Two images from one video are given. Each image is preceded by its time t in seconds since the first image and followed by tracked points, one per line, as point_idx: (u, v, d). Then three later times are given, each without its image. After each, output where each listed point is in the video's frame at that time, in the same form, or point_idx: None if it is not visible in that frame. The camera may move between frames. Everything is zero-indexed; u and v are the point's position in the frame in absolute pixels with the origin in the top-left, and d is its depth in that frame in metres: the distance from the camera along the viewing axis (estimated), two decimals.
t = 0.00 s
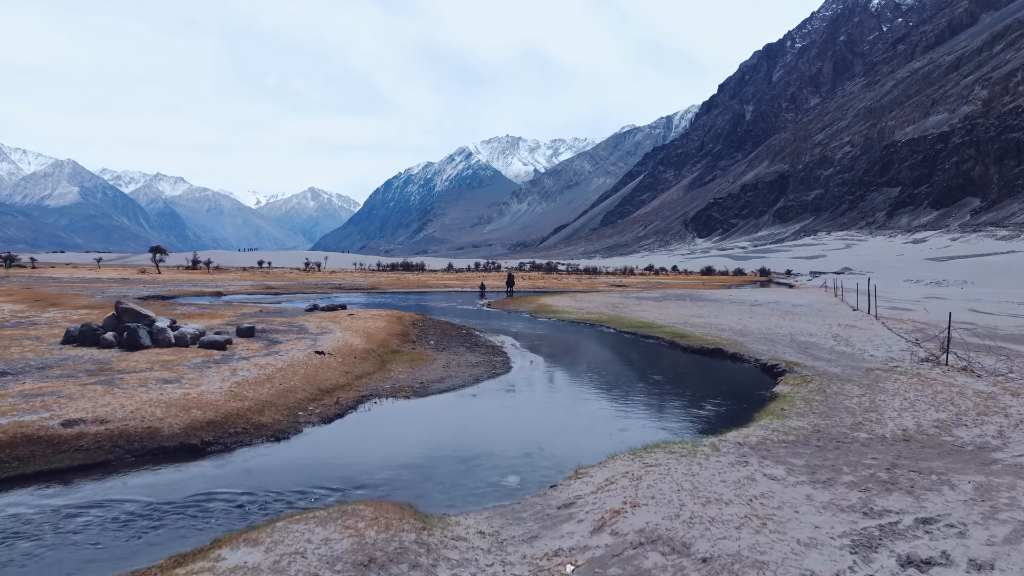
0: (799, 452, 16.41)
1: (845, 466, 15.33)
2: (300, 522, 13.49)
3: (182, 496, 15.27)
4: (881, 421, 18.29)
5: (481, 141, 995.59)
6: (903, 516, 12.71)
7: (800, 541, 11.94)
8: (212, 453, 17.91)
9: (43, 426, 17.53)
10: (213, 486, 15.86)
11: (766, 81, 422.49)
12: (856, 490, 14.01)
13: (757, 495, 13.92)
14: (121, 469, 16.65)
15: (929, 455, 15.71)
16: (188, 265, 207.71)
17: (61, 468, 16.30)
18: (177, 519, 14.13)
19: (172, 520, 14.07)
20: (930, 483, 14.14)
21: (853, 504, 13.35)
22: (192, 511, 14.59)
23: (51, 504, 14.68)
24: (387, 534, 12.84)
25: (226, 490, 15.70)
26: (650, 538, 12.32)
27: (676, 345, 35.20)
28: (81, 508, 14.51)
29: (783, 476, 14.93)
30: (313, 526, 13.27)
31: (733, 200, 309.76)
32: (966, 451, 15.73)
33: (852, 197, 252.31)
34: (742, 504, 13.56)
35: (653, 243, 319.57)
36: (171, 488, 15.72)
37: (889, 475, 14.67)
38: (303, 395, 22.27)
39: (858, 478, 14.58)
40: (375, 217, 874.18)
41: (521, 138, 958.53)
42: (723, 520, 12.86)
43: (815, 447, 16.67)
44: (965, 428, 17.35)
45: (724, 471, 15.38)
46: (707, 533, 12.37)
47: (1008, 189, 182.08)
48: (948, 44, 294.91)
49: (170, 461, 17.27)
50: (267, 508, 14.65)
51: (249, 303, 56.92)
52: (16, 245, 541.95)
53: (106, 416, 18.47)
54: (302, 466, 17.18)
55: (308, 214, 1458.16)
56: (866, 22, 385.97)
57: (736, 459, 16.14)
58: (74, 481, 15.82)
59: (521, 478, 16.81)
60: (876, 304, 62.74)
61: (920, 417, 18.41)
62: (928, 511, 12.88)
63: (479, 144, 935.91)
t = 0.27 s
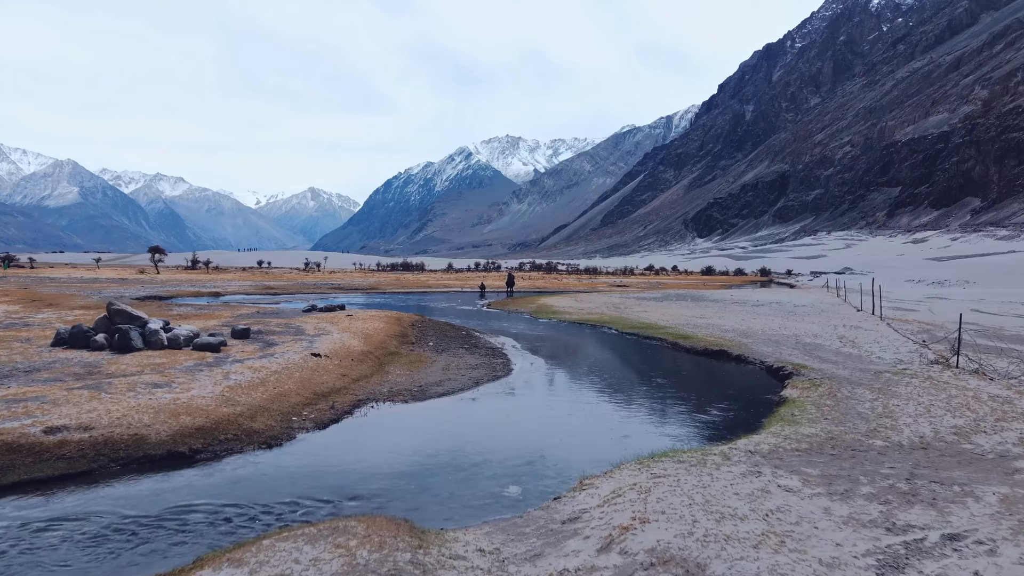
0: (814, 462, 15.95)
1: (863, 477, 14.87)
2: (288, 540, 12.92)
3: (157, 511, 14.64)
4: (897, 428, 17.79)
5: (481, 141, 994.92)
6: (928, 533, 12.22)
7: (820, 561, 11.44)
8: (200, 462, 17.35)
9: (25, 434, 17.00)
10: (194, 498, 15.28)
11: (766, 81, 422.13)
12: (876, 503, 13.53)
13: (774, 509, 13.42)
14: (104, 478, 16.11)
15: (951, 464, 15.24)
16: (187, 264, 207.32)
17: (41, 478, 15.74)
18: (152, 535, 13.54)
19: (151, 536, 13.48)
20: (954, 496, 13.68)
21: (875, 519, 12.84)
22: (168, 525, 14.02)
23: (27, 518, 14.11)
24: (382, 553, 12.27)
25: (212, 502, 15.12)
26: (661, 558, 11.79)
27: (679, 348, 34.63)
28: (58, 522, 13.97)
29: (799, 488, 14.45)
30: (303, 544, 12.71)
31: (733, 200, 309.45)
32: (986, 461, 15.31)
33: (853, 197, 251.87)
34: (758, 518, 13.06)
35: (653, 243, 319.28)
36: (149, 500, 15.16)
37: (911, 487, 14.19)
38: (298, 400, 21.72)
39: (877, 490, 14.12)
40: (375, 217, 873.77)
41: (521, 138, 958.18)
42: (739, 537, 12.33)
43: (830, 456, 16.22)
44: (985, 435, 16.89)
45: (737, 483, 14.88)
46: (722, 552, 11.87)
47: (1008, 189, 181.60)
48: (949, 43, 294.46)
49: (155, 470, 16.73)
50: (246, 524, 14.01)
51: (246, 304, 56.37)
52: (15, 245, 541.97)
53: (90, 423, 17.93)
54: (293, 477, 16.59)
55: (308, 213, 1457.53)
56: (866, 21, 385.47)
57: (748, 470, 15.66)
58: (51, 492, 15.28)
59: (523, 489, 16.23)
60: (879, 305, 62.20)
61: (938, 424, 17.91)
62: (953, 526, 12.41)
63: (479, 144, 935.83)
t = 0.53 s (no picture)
0: (830, 473, 15.47)
1: (885, 489, 14.33)
2: (274, 562, 12.23)
3: (132, 526, 14.02)
4: (916, 436, 17.26)
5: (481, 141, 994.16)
6: (960, 552, 11.68)
7: None
8: (187, 472, 16.77)
9: (3, 442, 16.41)
10: (174, 513, 14.66)
11: (766, 81, 421.72)
12: (899, 519, 13.02)
13: (793, 526, 12.86)
14: (83, 490, 15.50)
15: (975, 475, 14.78)
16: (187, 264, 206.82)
17: (19, 490, 15.16)
18: (124, 553, 12.91)
19: (128, 555, 12.85)
20: (983, 510, 13.20)
21: (902, 537, 12.30)
22: (146, 541, 13.41)
23: None
24: None
25: (195, 516, 14.49)
26: None
27: (682, 349, 34.09)
28: (29, 539, 13.35)
29: (818, 502, 13.92)
30: (290, 568, 12.00)
31: (733, 200, 309.07)
32: (1013, 471, 14.81)
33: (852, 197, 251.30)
34: (779, 538, 12.45)
35: (653, 243, 318.77)
36: (128, 515, 14.53)
37: (934, 500, 13.74)
38: (292, 406, 21.12)
39: (900, 504, 13.61)
40: (375, 217, 873.22)
41: (521, 138, 957.71)
42: (760, 559, 11.75)
43: (848, 466, 15.70)
44: (1010, 443, 16.35)
45: (753, 497, 14.32)
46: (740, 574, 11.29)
47: (1009, 189, 181.01)
48: (949, 43, 293.88)
49: (138, 482, 16.10)
50: (226, 542, 13.37)
51: (243, 304, 55.72)
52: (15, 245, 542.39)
53: (71, 431, 17.34)
54: (283, 488, 15.96)
55: (307, 213, 1456.98)
56: (866, 21, 384.82)
57: (762, 482, 15.15)
58: (27, 505, 14.68)
59: (525, 501, 15.62)
60: (882, 304, 61.60)
61: (959, 431, 17.38)
62: (985, 544, 11.92)
63: (479, 144, 936.01)
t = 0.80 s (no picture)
0: (852, 486, 14.93)
1: (911, 505, 13.82)
2: None
3: (108, 544, 13.41)
4: (939, 445, 16.76)
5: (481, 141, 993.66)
6: None
7: None
8: (170, 484, 16.15)
9: None
10: (152, 529, 14.02)
11: (766, 81, 421.14)
12: (930, 537, 12.48)
13: (816, 546, 12.30)
14: (59, 504, 14.90)
15: (1005, 489, 14.29)
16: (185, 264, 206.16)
17: None
18: (93, 574, 12.26)
19: None
20: (1017, 529, 12.67)
21: (933, 557, 11.78)
22: (123, 560, 12.79)
23: None
24: None
25: (173, 534, 13.84)
26: None
27: (686, 350, 33.55)
28: None
29: (842, 519, 13.36)
30: None
31: (732, 200, 308.51)
32: None
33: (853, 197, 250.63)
34: (802, 559, 11.91)
35: (653, 244, 318.20)
36: (103, 532, 13.91)
37: (965, 517, 13.22)
38: (285, 412, 20.50)
39: (930, 521, 13.09)
40: (375, 217, 872.39)
41: (521, 138, 957.11)
42: None
43: (869, 479, 15.18)
44: None
45: (772, 513, 13.74)
46: None
47: (1009, 189, 180.45)
48: (949, 43, 293.27)
49: (117, 494, 15.47)
50: (202, 563, 12.69)
51: (240, 305, 55.07)
52: (14, 245, 542.20)
53: (50, 440, 16.73)
54: (270, 501, 15.34)
55: (307, 214, 1456.26)
56: (866, 21, 384.26)
57: (780, 497, 14.59)
58: None
59: (528, 515, 14.97)
60: (885, 305, 60.94)
61: (984, 440, 16.89)
62: None
63: (479, 144, 935.52)
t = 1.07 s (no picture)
0: (877, 502, 14.31)
1: (942, 523, 13.20)
2: None
3: (76, 565, 12.75)
4: (965, 457, 16.16)
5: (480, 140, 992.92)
6: None
7: None
8: (148, 497, 15.51)
9: None
10: (125, 549, 13.33)
11: (766, 81, 420.55)
12: (967, 560, 11.84)
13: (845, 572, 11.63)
14: (29, 520, 14.22)
15: None
16: (185, 264, 205.44)
17: None
18: None
19: None
20: None
21: None
22: None
23: None
24: None
25: (146, 555, 13.16)
26: None
27: (690, 352, 32.82)
28: None
29: (871, 539, 12.72)
30: None
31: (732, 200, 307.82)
32: None
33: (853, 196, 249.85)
34: None
35: (653, 243, 317.55)
36: (74, 552, 13.23)
37: (1001, 537, 12.59)
38: (279, 420, 19.85)
39: (966, 542, 12.44)
40: (375, 217, 871.37)
41: (521, 138, 956.26)
42: None
43: (895, 494, 14.54)
44: None
45: (794, 534, 13.08)
46: None
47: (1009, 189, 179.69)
48: (949, 43, 292.61)
49: (92, 510, 14.82)
50: None
51: (237, 306, 54.46)
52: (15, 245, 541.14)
53: (23, 452, 16.00)
54: (252, 518, 14.66)
55: (307, 213, 1455.20)
56: (866, 21, 383.59)
57: (803, 514, 13.92)
58: None
59: (531, 532, 14.27)
60: (890, 305, 60.17)
61: (1014, 450, 16.29)
62: None
63: (479, 144, 934.68)
